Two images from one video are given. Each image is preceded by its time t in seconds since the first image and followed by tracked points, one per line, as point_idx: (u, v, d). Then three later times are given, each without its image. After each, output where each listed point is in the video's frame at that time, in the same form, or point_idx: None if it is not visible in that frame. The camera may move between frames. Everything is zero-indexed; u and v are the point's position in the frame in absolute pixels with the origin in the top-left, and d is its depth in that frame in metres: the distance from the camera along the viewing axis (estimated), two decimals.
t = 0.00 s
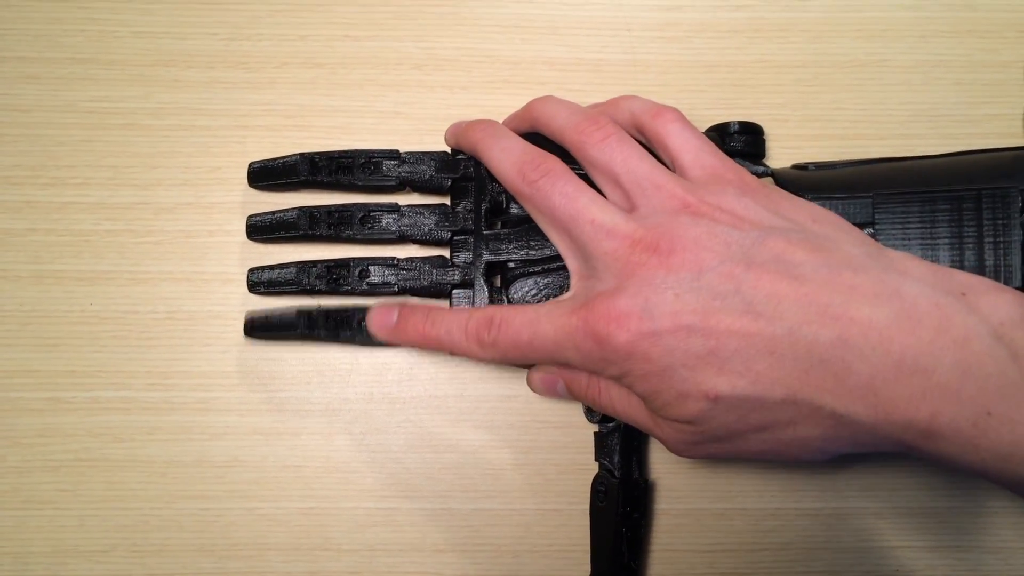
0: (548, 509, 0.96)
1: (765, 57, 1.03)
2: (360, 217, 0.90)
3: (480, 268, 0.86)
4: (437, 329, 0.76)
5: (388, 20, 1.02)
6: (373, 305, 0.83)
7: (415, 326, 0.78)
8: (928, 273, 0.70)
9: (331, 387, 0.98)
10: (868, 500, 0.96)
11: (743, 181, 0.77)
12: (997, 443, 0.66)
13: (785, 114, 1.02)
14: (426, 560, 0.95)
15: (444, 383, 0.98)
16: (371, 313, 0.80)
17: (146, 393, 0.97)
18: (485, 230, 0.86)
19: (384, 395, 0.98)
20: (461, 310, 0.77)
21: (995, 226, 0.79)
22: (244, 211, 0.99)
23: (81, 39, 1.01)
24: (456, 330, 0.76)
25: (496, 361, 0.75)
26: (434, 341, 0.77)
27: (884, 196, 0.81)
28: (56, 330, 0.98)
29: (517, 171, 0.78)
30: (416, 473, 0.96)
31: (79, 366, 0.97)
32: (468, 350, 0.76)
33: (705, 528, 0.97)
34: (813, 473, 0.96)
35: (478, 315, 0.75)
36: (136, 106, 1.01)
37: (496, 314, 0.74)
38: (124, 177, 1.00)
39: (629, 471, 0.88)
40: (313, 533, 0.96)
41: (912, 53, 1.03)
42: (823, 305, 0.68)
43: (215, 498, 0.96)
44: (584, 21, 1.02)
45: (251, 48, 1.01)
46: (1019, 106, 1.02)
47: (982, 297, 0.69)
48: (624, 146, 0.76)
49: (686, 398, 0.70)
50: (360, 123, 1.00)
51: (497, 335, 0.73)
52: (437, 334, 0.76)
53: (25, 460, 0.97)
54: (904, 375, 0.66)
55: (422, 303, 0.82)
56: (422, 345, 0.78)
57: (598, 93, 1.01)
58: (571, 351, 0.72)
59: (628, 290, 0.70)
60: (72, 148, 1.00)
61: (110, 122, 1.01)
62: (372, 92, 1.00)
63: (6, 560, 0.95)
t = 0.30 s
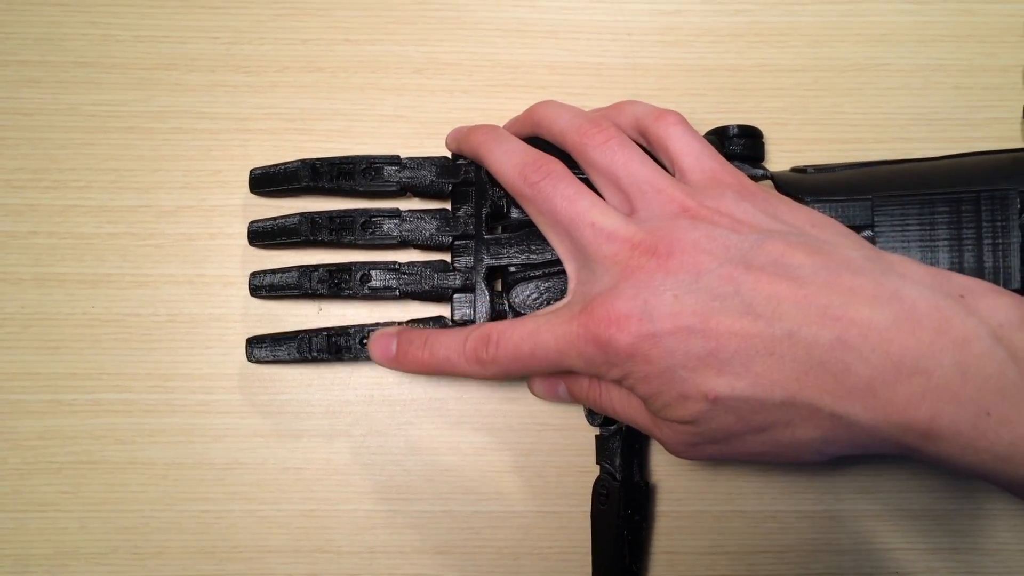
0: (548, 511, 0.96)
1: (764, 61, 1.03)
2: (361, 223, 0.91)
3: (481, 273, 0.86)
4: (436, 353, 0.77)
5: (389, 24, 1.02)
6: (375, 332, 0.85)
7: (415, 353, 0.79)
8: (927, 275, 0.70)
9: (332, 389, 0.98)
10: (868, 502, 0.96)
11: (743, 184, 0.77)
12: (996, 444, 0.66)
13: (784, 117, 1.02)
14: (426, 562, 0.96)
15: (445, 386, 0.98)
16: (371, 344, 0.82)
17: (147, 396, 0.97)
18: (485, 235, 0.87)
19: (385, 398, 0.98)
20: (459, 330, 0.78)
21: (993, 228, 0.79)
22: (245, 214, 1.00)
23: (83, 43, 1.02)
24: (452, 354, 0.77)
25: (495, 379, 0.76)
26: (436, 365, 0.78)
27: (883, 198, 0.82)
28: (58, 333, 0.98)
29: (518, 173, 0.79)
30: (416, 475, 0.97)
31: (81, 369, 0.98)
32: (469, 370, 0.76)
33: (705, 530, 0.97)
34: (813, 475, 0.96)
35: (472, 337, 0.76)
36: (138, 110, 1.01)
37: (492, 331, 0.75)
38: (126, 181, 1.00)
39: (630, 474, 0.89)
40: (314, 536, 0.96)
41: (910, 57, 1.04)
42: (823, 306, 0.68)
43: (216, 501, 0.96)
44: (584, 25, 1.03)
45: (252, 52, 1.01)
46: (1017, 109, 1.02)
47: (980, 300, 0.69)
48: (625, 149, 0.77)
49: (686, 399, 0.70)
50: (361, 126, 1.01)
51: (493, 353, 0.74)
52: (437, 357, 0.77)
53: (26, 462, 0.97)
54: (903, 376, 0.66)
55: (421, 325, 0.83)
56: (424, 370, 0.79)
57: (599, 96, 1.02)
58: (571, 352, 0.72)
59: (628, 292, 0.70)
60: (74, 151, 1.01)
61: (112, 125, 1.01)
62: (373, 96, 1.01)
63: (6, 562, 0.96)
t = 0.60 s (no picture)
0: (547, 510, 0.96)
1: (762, 61, 1.03)
2: (359, 221, 0.91)
3: (479, 271, 0.86)
4: (436, 318, 0.77)
5: (388, 23, 1.02)
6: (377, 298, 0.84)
7: (414, 316, 0.79)
8: (924, 276, 0.70)
9: (329, 388, 0.98)
10: (866, 502, 0.96)
11: (740, 184, 0.77)
12: (992, 444, 0.66)
13: (783, 117, 1.02)
14: (424, 560, 0.96)
15: (443, 385, 0.98)
16: (372, 307, 0.82)
17: (146, 394, 0.97)
18: (483, 233, 0.87)
19: (383, 396, 0.98)
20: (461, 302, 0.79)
21: (991, 227, 0.79)
22: (243, 213, 1.00)
23: (82, 42, 1.02)
24: (454, 323, 0.77)
25: (493, 356, 0.76)
26: (433, 331, 0.78)
27: (880, 198, 0.82)
28: (57, 331, 0.98)
29: (513, 174, 0.79)
30: (414, 474, 0.97)
31: (79, 368, 0.98)
32: (466, 339, 0.76)
33: (703, 529, 0.97)
34: (811, 474, 0.96)
35: (476, 309, 0.76)
36: (137, 109, 1.01)
37: (495, 308, 0.75)
38: (125, 179, 1.00)
39: (628, 472, 0.89)
40: (312, 534, 0.96)
41: (909, 56, 1.04)
42: (819, 307, 0.68)
43: (214, 499, 0.96)
44: (583, 24, 1.03)
45: (251, 51, 1.01)
46: (1017, 109, 1.02)
47: (978, 299, 0.69)
48: (622, 149, 0.77)
49: (682, 399, 0.70)
50: (360, 125, 1.01)
51: (494, 329, 0.74)
52: (436, 322, 0.77)
53: (24, 460, 0.97)
54: (899, 376, 0.66)
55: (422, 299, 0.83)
56: (421, 335, 0.79)
57: (597, 96, 1.02)
58: (567, 352, 0.72)
59: (624, 292, 0.70)
60: (73, 150, 1.01)
61: (111, 124, 1.01)
62: (371, 95, 1.01)
63: (5, 560, 0.96)
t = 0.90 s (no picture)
0: (546, 510, 0.96)
1: (762, 61, 1.03)
2: (359, 222, 0.91)
3: (479, 272, 0.87)
4: (434, 354, 0.78)
5: (388, 23, 1.02)
6: (374, 331, 0.85)
7: (411, 355, 0.79)
8: (923, 276, 0.70)
9: (329, 387, 0.98)
10: (866, 502, 0.96)
11: (740, 185, 0.77)
12: (992, 444, 0.66)
13: (782, 117, 1.02)
14: (424, 560, 0.96)
15: (443, 384, 0.98)
16: (370, 343, 0.82)
17: (146, 393, 0.97)
18: (483, 234, 0.87)
19: (383, 396, 0.98)
20: (456, 331, 0.79)
21: (991, 225, 0.79)
22: (244, 213, 1.00)
23: (82, 42, 1.02)
24: (450, 353, 0.77)
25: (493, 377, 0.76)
26: (433, 366, 0.78)
27: (880, 197, 0.82)
28: (57, 330, 0.98)
29: (515, 173, 0.79)
30: (413, 474, 0.97)
31: (79, 367, 0.98)
32: (466, 371, 0.77)
33: (703, 529, 0.97)
34: (810, 475, 0.97)
35: (470, 336, 0.76)
36: (138, 108, 1.01)
37: (488, 332, 0.75)
38: (125, 179, 1.00)
39: (628, 473, 0.89)
40: (312, 533, 0.96)
41: (909, 56, 1.04)
42: (818, 307, 0.68)
43: (214, 498, 0.96)
44: (583, 25, 1.03)
45: (251, 51, 1.02)
46: (1016, 109, 1.02)
47: (976, 300, 0.69)
48: (621, 149, 0.77)
49: (681, 399, 0.70)
50: (360, 125, 1.01)
51: (489, 352, 0.74)
52: (433, 359, 0.78)
53: (24, 459, 0.97)
54: (898, 376, 0.66)
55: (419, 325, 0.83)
56: (421, 371, 0.79)
57: (597, 96, 1.02)
58: (567, 352, 0.72)
59: (624, 291, 0.70)
60: (74, 150, 1.01)
61: (111, 124, 1.01)
62: (371, 95, 1.01)
63: (5, 559, 0.96)
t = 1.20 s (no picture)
0: (545, 510, 0.97)
1: (760, 62, 1.04)
2: (358, 222, 0.91)
3: (478, 271, 0.87)
4: (432, 315, 0.77)
5: (387, 24, 1.02)
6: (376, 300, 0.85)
7: (410, 314, 0.78)
8: (921, 277, 0.71)
9: (329, 388, 0.98)
10: (864, 502, 0.96)
11: (739, 186, 0.77)
12: (989, 445, 0.66)
13: (781, 118, 1.03)
14: (423, 560, 0.96)
15: (442, 385, 0.98)
16: (371, 303, 0.82)
17: (146, 394, 0.97)
18: (482, 234, 0.87)
19: (382, 397, 0.98)
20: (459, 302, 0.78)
21: (988, 228, 0.79)
22: (243, 214, 1.00)
23: (82, 43, 1.02)
24: (450, 321, 0.76)
25: (492, 355, 0.75)
26: (429, 329, 0.77)
27: (877, 198, 0.82)
28: (57, 331, 0.98)
29: (513, 172, 0.79)
30: (412, 474, 0.97)
31: (79, 367, 0.98)
32: (461, 338, 0.76)
33: (701, 530, 0.97)
34: (809, 475, 0.97)
35: (473, 307, 0.76)
36: (137, 109, 1.02)
37: (492, 306, 0.75)
38: (125, 180, 1.01)
39: (627, 473, 0.89)
40: (311, 534, 0.96)
41: (907, 58, 1.04)
42: (815, 307, 0.68)
43: (214, 499, 0.96)
44: (582, 26, 1.03)
45: (251, 52, 1.02)
46: (1014, 110, 1.02)
47: (973, 300, 0.69)
48: (620, 149, 0.77)
49: (677, 398, 0.70)
50: (360, 126, 1.01)
51: (490, 325, 0.74)
52: (431, 322, 0.77)
53: (24, 460, 0.97)
54: (894, 376, 0.66)
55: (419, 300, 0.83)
56: (415, 333, 0.78)
57: (596, 96, 1.02)
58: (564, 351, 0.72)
59: (622, 291, 0.70)
60: (73, 151, 1.01)
61: (111, 125, 1.01)
62: (370, 96, 1.01)
63: (4, 559, 0.96)
